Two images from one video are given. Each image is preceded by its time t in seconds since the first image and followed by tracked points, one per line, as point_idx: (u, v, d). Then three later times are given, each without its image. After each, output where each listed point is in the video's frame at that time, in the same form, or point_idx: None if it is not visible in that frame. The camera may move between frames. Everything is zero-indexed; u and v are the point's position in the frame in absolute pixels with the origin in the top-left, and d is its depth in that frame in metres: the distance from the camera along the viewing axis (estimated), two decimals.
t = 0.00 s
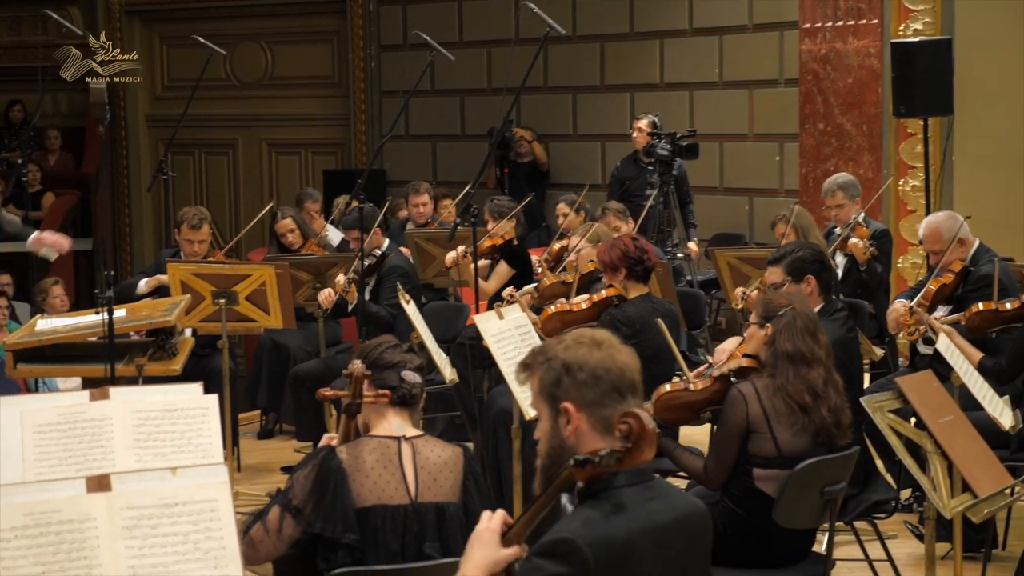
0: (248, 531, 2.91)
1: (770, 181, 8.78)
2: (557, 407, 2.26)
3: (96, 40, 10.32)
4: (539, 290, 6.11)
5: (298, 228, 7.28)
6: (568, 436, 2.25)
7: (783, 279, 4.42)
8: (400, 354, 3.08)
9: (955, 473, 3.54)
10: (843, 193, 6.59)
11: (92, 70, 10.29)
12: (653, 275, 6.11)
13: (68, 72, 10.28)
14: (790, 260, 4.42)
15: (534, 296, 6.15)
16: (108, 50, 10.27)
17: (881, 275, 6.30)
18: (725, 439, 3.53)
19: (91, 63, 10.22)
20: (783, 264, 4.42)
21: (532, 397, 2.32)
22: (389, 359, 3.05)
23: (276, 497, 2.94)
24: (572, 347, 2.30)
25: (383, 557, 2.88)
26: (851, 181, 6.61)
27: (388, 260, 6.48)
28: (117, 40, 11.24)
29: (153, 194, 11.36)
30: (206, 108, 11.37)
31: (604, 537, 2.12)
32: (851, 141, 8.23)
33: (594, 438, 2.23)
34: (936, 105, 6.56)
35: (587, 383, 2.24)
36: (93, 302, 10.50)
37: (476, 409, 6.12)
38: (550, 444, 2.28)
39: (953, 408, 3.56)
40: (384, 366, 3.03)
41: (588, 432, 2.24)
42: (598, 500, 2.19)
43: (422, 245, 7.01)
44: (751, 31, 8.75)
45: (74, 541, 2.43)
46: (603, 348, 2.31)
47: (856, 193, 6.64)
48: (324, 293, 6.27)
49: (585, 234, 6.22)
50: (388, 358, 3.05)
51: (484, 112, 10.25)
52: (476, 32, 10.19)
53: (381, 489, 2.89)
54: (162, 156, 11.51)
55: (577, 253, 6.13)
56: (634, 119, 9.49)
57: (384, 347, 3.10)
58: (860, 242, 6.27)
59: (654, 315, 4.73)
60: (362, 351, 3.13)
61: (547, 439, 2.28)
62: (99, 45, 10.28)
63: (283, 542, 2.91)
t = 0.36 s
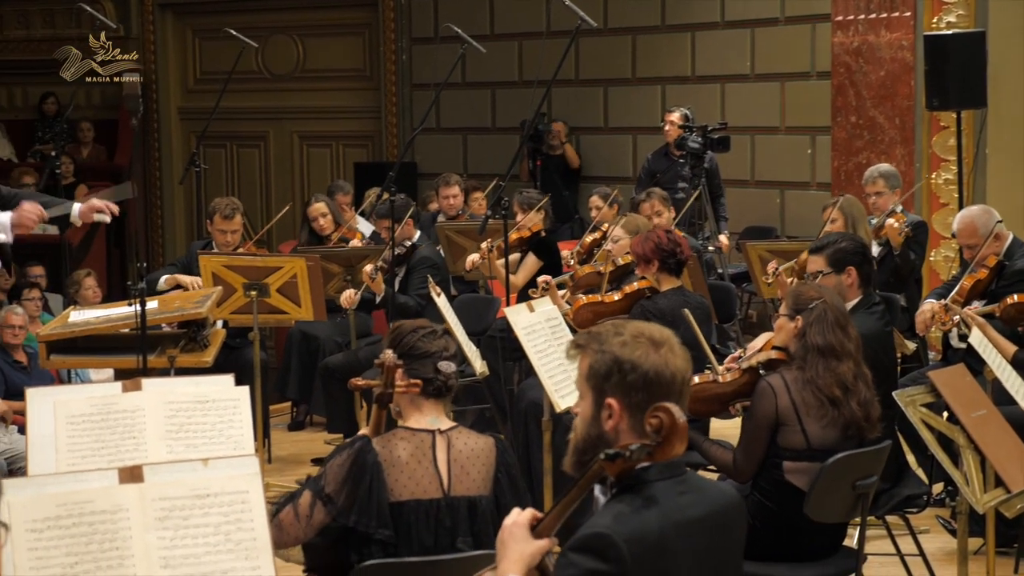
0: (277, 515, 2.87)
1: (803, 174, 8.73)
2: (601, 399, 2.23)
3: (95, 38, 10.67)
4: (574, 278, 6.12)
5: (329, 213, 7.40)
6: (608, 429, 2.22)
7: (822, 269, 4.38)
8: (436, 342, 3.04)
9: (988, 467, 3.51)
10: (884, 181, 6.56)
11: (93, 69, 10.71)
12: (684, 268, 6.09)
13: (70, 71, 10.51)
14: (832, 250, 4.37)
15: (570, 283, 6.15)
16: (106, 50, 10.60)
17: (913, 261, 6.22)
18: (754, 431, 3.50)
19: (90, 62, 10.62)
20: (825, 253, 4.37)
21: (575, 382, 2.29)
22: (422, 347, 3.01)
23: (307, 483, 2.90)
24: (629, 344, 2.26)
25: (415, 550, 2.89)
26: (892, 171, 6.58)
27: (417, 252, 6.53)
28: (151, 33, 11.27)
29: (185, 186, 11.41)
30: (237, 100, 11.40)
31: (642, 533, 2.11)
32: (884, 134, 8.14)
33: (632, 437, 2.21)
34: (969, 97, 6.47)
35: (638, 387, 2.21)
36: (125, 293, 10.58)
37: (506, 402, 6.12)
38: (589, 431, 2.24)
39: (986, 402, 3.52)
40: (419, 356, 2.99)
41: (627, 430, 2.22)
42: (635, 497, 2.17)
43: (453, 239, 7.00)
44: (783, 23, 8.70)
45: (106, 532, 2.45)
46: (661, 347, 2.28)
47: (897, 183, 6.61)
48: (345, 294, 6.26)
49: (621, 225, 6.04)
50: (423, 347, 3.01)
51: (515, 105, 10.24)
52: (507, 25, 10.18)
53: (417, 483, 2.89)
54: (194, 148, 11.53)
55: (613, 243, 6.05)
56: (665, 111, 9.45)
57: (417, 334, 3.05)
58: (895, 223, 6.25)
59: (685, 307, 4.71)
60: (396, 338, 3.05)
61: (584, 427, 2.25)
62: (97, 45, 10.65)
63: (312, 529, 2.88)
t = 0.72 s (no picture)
0: (295, 498, 2.90)
1: (828, 168, 8.68)
2: (621, 392, 2.21)
3: (96, 39, 11.23)
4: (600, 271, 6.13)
5: (356, 205, 7.40)
6: (628, 423, 2.20)
7: (852, 261, 4.35)
8: (463, 337, 3.02)
9: (1015, 462, 3.48)
10: (914, 172, 6.52)
11: (93, 69, 11.25)
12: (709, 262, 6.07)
13: (69, 71, 11.11)
14: (859, 243, 4.33)
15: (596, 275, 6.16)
16: (107, 51, 11.21)
17: (938, 253, 6.21)
18: (776, 425, 3.48)
19: (92, 62, 11.17)
20: (852, 246, 4.34)
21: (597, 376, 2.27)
22: (451, 343, 2.99)
23: (326, 471, 2.94)
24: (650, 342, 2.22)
25: (433, 544, 2.89)
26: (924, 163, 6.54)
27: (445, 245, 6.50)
28: (177, 26, 11.27)
29: (211, 179, 11.45)
30: (262, 94, 11.42)
31: (653, 526, 2.08)
32: (909, 128, 8.05)
33: (648, 429, 2.18)
34: (995, 92, 6.41)
35: (657, 384, 2.18)
36: (150, 284, 10.66)
37: (530, 395, 6.11)
38: (609, 422, 2.23)
39: (1012, 397, 3.48)
40: (445, 352, 2.97)
41: (645, 424, 2.19)
42: (652, 488, 2.15)
43: (477, 231, 7.01)
44: (809, 17, 8.68)
45: (131, 523, 2.46)
46: (686, 346, 2.24)
47: (928, 174, 6.57)
48: (374, 281, 6.35)
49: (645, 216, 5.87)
50: (449, 343, 2.99)
51: (540, 98, 10.23)
52: (533, 18, 10.17)
53: (437, 476, 2.89)
54: (220, 142, 11.56)
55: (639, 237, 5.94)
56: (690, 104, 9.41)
57: (445, 328, 3.03)
58: (923, 211, 6.25)
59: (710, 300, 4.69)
60: (423, 331, 3.05)
61: (603, 419, 2.24)
62: (99, 45, 11.21)
63: (327, 515, 2.92)
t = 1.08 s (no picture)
0: (316, 488, 2.88)
1: (849, 162, 8.64)
2: (630, 394, 2.19)
3: (97, 39, 11.44)
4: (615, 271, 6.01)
5: (377, 201, 7.37)
6: (636, 422, 2.18)
7: (868, 252, 4.32)
8: (489, 338, 2.99)
9: None
10: (932, 169, 6.45)
11: (93, 70, 11.51)
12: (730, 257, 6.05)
13: (69, 72, 11.48)
14: (875, 237, 4.32)
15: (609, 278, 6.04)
16: (107, 51, 11.43)
17: (961, 249, 6.19)
18: (799, 419, 3.46)
19: (92, 63, 11.46)
20: (868, 241, 4.33)
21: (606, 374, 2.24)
22: (479, 343, 2.98)
23: (347, 462, 2.93)
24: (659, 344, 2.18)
25: (448, 536, 2.89)
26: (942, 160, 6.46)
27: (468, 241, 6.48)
28: (198, 19, 11.27)
29: (232, 173, 11.48)
30: (283, 88, 11.42)
31: (662, 519, 2.04)
32: (931, 122, 7.98)
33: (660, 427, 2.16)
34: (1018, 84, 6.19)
35: (665, 386, 2.15)
36: (172, 278, 10.71)
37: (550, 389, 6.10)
38: (617, 423, 2.22)
39: None
40: (469, 351, 2.96)
41: (653, 424, 2.17)
42: (666, 481, 2.11)
43: (498, 226, 7.00)
44: (830, 11, 8.64)
45: (154, 515, 2.47)
46: (693, 346, 2.21)
47: (946, 171, 6.48)
48: (393, 263, 6.28)
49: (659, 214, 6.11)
50: (474, 342, 2.97)
51: (562, 92, 10.21)
52: (554, 12, 10.16)
53: (455, 470, 2.88)
54: (241, 135, 11.58)
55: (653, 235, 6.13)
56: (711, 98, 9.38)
57: (472, 328, 3.01)
58: (945, 209, 6.19)
59: (731, 295, 4.67)
60: (451, 330, 3.03)
61: (614, 418, 2.22)
62: (100, 45, 11.43)
63: (347, 507, 2.90)
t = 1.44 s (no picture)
0: (339, 485, 2.93)
1: (873, 162, 8.60)
2: (638, 408, 2.17)
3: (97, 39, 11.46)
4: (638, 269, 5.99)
5: (401, 200, 7.37)
6: (648, 428, 2.16)
7: (891, 254, 4.30)
8: (516, 337, 3.00)
9: None
10: (953, 171, 6.38)
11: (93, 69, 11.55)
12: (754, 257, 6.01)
13: (69, 71, 11.58)
14: (897, 238, 4.30)
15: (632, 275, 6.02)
16: (107, 51, 11.44)
17: (988, 250, 6.16)
18: (821, 420, 3.45)
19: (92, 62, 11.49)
20: (890, 242, 4.32)
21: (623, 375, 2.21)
22: (504, 342, 2.98)
23: (370, 459, 2.94)
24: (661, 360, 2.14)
25: (470, 535, 2.88)
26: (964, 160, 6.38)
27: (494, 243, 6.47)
28: (223, 19, 11.31)
29: (256, 171, 11.52)
30: (307, 86, 11.44)
31: (681, 519, 2.03)
32: (956, 121, 7.90)
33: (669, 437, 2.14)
34: None
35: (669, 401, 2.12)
36: (196, 277, 10.76)
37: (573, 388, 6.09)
38: (630, 429, 2.21)
39: None
40: (495, 350, 2.96)
41: (664, 432, 2.15)
42: (686, 482, 2.09)
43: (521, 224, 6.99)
44: (854, 10, 8.60)
45: (177, 513, 2.46)
46: (703, 356, 2.15)
47: (967, 172, 6.40)
48: (424, 275, 6.48)
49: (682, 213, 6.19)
50: (500, 341, 2.98)
51: (585, 91, 10.19)
52: (578, 11, 10.14)
53: (476, 470, 2.87)
54: (265, 134, 11.61)
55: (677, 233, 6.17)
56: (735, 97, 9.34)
57: (499, 326, 3.02)
58: (969, 211, 6.12)
59: (754, 295, 4.65)
60: (478, 326, 3.04)
61: (629, 425, 2.20)
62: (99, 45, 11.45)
63: (370, 503, 2.93)
